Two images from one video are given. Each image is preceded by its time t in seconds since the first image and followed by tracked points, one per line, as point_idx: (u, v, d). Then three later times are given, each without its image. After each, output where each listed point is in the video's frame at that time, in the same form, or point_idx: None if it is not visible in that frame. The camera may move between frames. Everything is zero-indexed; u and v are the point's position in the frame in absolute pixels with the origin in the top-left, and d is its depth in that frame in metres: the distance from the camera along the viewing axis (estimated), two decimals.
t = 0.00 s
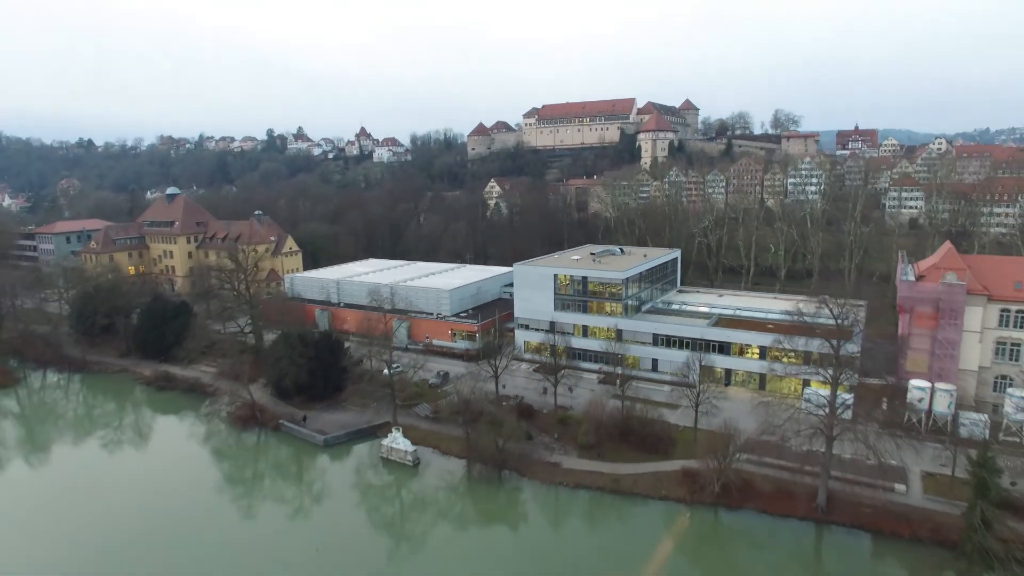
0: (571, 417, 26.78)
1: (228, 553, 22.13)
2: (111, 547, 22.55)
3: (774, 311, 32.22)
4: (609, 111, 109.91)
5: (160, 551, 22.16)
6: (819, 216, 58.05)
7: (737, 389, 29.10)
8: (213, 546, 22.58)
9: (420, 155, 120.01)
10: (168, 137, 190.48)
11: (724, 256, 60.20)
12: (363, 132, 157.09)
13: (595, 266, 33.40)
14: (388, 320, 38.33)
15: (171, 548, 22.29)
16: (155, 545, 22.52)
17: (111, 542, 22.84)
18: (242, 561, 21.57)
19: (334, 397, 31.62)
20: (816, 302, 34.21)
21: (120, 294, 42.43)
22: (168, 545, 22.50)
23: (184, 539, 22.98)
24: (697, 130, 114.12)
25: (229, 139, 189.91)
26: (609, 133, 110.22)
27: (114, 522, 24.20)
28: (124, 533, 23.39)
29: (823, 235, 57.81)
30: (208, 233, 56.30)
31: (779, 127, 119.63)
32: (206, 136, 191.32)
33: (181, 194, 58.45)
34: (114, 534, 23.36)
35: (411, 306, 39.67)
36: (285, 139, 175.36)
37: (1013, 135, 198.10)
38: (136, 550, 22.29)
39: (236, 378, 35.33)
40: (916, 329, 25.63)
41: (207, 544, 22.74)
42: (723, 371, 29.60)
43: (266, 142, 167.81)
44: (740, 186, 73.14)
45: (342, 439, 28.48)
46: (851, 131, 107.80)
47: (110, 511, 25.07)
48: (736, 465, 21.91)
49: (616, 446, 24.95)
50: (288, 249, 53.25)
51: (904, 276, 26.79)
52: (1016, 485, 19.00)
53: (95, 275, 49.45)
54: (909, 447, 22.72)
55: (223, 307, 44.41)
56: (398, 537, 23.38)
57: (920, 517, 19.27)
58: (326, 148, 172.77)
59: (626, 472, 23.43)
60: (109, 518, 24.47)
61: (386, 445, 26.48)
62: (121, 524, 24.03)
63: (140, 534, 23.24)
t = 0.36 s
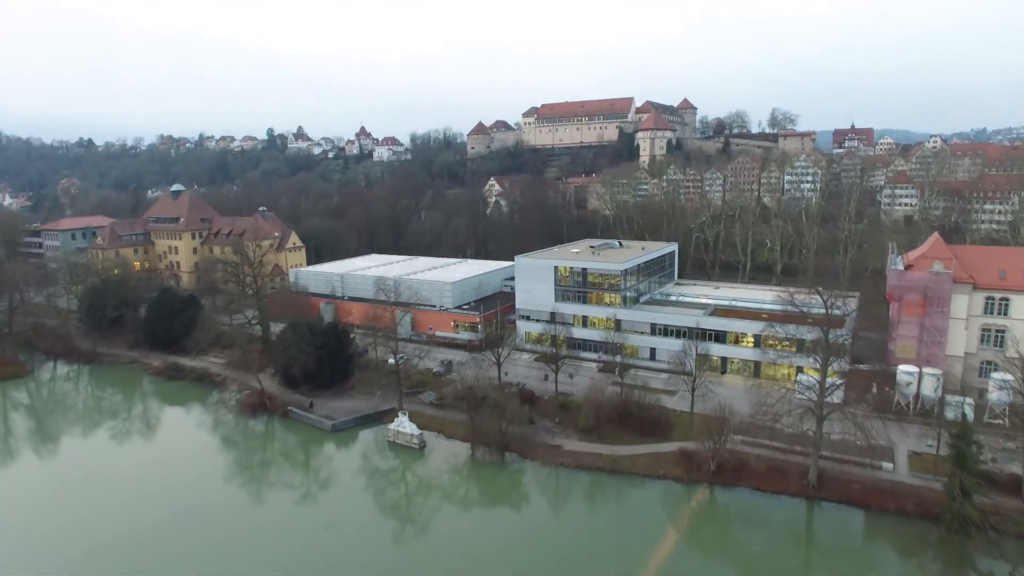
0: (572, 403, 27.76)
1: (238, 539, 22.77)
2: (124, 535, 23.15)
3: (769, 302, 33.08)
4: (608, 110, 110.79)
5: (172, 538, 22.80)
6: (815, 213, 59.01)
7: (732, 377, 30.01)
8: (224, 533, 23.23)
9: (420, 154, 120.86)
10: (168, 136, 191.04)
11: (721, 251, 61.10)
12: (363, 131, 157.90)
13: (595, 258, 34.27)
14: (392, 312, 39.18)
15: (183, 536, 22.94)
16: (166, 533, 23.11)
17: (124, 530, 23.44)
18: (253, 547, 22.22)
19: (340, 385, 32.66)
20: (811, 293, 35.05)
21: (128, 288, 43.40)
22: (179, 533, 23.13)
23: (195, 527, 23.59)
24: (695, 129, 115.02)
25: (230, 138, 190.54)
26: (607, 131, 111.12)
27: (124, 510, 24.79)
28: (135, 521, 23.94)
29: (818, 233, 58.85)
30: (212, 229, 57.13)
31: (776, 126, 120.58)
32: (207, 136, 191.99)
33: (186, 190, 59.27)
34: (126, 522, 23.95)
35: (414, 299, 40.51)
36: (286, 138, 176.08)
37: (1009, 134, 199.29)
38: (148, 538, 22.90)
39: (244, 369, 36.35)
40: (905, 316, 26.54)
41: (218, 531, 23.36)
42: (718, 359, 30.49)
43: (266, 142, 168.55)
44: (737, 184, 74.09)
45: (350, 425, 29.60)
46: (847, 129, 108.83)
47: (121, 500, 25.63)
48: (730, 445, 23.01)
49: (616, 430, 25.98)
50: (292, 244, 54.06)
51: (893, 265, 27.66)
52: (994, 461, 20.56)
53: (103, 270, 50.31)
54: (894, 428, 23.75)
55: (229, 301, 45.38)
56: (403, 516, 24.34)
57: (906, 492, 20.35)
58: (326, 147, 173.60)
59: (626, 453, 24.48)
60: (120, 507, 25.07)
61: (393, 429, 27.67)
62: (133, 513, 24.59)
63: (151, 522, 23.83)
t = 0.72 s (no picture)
0: (573, 390, 28.68)
1: (246, 525, 23.30)
2: (134, 521, 23.65)
3: (765, 293, 33.82)
4: (607, 109, 111.60)
5: (182, 524, 23.33)
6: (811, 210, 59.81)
7: (729, 366, 30.78)
8: (232, 519, 23.76)
9: (421, 153, 121.59)
10: (169, 136, 191.61)
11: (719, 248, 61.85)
12: (363, 130, 158.60)
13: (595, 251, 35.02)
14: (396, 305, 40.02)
15: (193, 523, 23.46)
16: (176, 520, 23.64)
17: (135, 517, 23.96)
18: (261, 533, 22.78)
19: (346, 375, 33.68)
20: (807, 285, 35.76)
21: (137, 282, 44.22)
22: (188, 520, 23.64)
23: (204, 514, 24.12)
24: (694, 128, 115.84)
25: (230, 138, 191.20)
26: (607, 131, 111.92)
27: (134, 500, 25.28)
28: (145, 510, 24.47)
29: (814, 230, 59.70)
30: (217, 225, 57.88)
31: (774, 125, 121.42)
32: (207, 135, 192.60)
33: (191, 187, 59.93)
34: (136, 510, 24.46)
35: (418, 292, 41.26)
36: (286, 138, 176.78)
37: (1007, 133, 200.64)
38: (158, 525, 23.40)
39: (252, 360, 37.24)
40: (896, 306, 27.31)
41: (227, 517, 23.90)
42: (715, 349, 31.26)
43: (267, 142, 169.21)
44: (735, 183, 74.90)
45: (357, 412, 30.66)
46: (845, 128, 109.71)
47: (130, 490, 26.13)
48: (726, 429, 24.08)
49: (616, 415, 26.96)
50: (296, 240, 54.84)
51: (885, 257, 28.43)
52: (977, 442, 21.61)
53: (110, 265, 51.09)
54: (884, 411, 24.78)
55: (235, 295, 46.22)
56: (409, 499, 25.09)
57: (894, 471, 21.49)
58: (327, 146, 174.24)
59: (626, 437, 25.52)
60: (130, 496, 25.58)
61: (399, 415, 28.65)
62: (143, 502, 25.10)
63: (161, 510, 24.36)
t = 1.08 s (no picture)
0: (575, 376, 29.69)
1: (256, 509, 23.85)
2: (146, 507, 24.09)
3: (763, 284, 34.62)
4: (608, 107, 112.50)
5: (193, 509, 23.82)
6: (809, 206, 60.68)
7: (727, 355, 31.63)
8: (242, 504, 24.26)
9: (422, 151, 122.50)
10: (171, 135, 192.51)
11: (718, 243, 62.75)
12: (365, 129, 159.58)
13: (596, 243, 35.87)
14: (401, 297, 40.94)
15: (203, 508, 23.97)
16: (186, 505, 24.10)
17: (145, 502, 24.39)
18: (271, 516, 23.31)
19: (353, 364, 34.79)
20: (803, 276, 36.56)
21: (148, 275, 45.36)
22: (198, 504, 24.13)
23: (213, 499, 24.60)
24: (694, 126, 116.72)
25: (232, 137, 192.13)
26: (607, 129, 112.80)
27: (147, 484, 25.99)
28: (154, 496, 24.89)
29: (812, 226, 60.56)
30: (223, 221, 58.75)
31: (774, 123, 122.25)
32: (209, 134, 193.62)
33: (197, 182, 60.85)
34: (146, 496, 24.90)
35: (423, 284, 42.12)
36: (289, 137, 177.91)
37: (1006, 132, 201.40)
38: (168, 509, 23.84)
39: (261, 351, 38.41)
40: (889, 295, 28.20)
41: (236, 502, 24.42)
42: (714, 338, 32.08)
43: (269, 141, 170.25)
44: (734, 181, 75.79)
45: (365, 398, 31.82)
46: (844, 126, 110.52)
47: (144, 475, 26.86)
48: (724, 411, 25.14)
49: (618, 400, 28.00)
50: (301, 235, 55.68)
51: (879, 248, 29.28)
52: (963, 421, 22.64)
53: (119, 259, 51.96)
54: (876, 396, 25.78)
55: (243, 288, 47.24)
56: (416, 481, 25.88)
57: (884, 451, 22.56)
58: (329, 145, 175.17)
59: (627, 421, 26.59)
60: (139, 483, 26.04)
61: (407, 400, 29.87)
62: (152, 488, 25.55)
63: (174, 493, 25.06)
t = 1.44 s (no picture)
0: (577, 364, 30.50)
1: (262, 503, 23.56)
2: (149, 502, 23.77)
3: (762, 276, 35.29)
4: (608, 106, 113.26)
5: (197, 503, 23.58)
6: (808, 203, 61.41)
7: (726, 344, 32.32)
8: (247, 498, 23.99)
9: (424, 149, 123.26)
10: (172, 134, 193.16)
11: (718, 239, 63.47)
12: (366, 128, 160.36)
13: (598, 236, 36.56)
14: (406, 290, 41.70)
15: (208, 502, 23.73)
16: (190, 500, 23.83)
17: (148, 498, 24.10)
18: (275, 511, 22.94)
19: (360, 355, 35.64)
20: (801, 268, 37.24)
21: (156, 269, 46.27)
22: (202, 498, 23.86)
23: (217, 494, 24.28)
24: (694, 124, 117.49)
25: (233, 136, 192.87)
26: (608, 127, 113.50)
27: (160, 469, 26.67)
28: (166, 481, 25.50)
29: (811, 222, 61.29)
30: (228, 217, 59.45)
31: (774, 121, 123.03)
32: (211, 133, 194.35)
33: (202, 179, 61.53)
34: (148, 491, 24.56)
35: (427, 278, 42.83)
36: (290, 136, 178.69)
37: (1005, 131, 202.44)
38: (172, 505, 23.54)
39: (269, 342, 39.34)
40: (884, 285, 28.87)
41: (240, 496, 24.12)
42: (713, 329, 32.76)
43: (271, 140, 171.04)
44: (734, 178, 76.55)
45: (372, 386, 32.67)
46: (843, 125, 111.34)
47: (156, 461, 27.53)
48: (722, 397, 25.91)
49: (620, 387, 28.78)
50: (306, 231, 56.40)
51: (874, 239, 29.97)
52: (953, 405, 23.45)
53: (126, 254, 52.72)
54: (871, 383, 26.54)
55: (249, 282, 48.09)
56: (422, 465, 26.62)
57: (878, 434, 23.35)
58: (330, 144, 175.80)
59: (629, 407, 27.41)
60: (143, 477, 25.80)
61: (413, 387, 30.68)
62: (156, 483, 25.25)
63: (186, 478, 25.69)
